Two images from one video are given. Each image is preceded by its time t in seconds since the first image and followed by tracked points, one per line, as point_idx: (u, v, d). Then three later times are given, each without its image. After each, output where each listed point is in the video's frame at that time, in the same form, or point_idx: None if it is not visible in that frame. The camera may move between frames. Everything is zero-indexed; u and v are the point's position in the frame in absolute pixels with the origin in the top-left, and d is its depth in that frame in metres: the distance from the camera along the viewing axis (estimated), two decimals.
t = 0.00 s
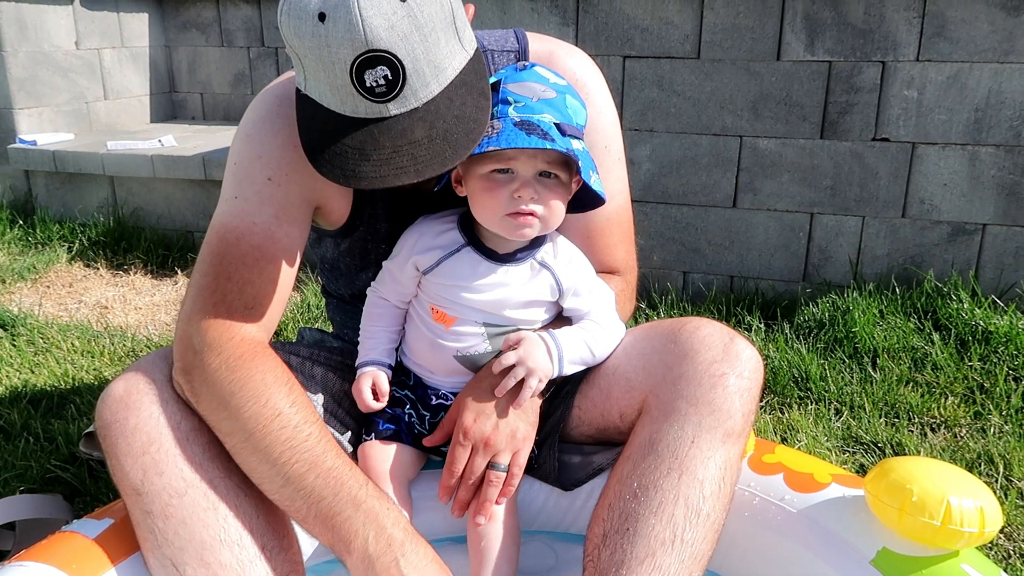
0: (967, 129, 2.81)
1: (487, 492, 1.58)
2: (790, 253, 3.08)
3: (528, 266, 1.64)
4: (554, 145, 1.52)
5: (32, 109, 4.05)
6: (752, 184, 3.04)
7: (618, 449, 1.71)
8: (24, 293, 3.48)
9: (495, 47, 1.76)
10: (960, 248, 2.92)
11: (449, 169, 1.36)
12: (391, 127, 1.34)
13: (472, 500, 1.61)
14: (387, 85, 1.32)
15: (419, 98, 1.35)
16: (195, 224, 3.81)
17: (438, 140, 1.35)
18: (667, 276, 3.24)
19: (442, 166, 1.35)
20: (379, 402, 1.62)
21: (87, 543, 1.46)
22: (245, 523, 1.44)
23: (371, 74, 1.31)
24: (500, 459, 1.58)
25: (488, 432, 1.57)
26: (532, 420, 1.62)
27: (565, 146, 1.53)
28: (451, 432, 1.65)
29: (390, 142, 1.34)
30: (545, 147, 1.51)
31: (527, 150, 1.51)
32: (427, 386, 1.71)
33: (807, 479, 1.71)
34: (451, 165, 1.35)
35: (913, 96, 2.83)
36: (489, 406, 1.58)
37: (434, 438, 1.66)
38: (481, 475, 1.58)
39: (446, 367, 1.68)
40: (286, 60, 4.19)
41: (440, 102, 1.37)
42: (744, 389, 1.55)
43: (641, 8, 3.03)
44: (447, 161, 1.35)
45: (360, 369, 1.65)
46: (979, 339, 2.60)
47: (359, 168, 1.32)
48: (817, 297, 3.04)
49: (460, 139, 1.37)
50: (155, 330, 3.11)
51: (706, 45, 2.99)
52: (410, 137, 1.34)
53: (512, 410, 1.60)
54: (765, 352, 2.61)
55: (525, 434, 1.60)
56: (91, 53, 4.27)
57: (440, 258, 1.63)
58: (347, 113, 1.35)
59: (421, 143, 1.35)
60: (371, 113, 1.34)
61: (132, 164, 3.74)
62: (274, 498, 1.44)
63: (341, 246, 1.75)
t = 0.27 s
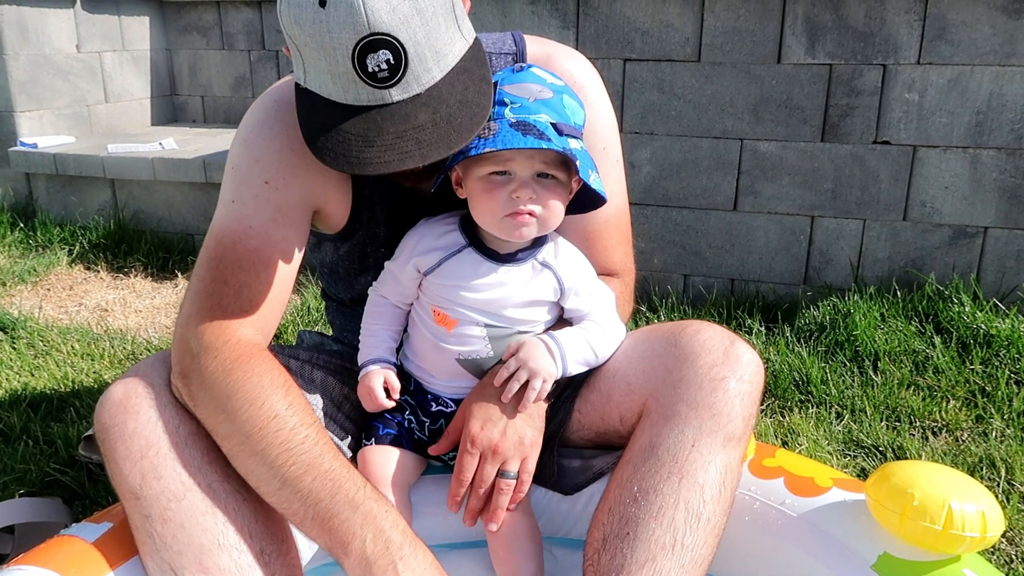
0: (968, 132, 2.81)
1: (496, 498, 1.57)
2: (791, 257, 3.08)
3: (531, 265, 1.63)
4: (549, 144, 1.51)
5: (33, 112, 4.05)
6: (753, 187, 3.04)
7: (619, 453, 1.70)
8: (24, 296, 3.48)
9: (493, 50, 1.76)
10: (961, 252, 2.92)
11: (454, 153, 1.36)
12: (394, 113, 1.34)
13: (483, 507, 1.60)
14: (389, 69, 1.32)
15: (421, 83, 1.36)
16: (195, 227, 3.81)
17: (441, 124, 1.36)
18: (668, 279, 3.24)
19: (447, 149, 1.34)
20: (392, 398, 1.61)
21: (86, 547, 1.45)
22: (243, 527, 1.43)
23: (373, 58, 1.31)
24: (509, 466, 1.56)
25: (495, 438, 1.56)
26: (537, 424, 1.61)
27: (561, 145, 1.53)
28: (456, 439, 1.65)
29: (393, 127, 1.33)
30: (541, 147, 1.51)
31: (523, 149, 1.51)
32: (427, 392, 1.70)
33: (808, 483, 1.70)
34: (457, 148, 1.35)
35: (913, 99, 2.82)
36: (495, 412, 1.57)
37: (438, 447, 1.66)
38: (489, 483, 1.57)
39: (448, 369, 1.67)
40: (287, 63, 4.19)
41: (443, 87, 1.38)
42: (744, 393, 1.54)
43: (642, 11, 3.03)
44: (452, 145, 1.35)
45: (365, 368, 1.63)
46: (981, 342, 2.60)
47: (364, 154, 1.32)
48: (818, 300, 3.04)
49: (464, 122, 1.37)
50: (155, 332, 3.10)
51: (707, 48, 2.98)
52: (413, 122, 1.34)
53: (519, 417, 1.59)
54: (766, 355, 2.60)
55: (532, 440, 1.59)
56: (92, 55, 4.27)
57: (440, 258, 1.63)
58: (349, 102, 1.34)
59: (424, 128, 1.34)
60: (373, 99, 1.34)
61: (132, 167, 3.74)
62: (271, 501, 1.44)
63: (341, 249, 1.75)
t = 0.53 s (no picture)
0: (968, 133, 2.80)
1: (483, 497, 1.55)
2: (791, 258, 3.07)
3: (531, 262, 1.63)
4: (541, 147, 1.51)
5: (33, 113, 4.04)
6: (753, 188, 3.04)
7: (618, 454, 1.70)
8: (23, 297, 3.47)
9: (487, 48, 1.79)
10: (962, 253, 2.91)
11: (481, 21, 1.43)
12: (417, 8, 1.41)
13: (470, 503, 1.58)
14: None
15: None
16: (195, 227, 3.81)
17: None
18: (668, 280, 3.23)
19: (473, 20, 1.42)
20: (397, 399, 1.61)
21: (84, 549, 1.45)
22: (243, 530, 1.43)
23: None
24: (501, 464, 1.56)
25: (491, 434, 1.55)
26: (532, 427, 1.60)
27: (553, 147, 1.53)
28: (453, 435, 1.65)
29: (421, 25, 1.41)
30: (532, 150, 1.51)
31: (514, 153, 1.52)
32: (427, 393, 1.70)
33: (808, 484, 1.69)
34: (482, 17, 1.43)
35: (913, 100, 2.82)
36: (493, 407, 1.57)
37: (433, 443, 1.65)
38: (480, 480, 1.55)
39: (449, 368, 1.67)
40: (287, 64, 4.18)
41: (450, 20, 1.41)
42: (744, 394, 1.54)
43: (642, 12, 3.03)
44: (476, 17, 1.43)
45: (370, 370, 1.63)
46: (981, 344, 2.59)
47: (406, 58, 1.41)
48: (818, 301, 3.04)
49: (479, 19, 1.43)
50: (154, 333, 3.10)
51: (706, 49, 2.98)
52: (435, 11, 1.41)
53: (516, 416, 1.58)
54: (766, 356, 2.60)
55: (528, 439, 1.58)
56: (91, 56, 4.27)
57: (440, 258, 1.63)
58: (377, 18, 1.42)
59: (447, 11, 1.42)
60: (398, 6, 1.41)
61: (132, 168, 3.74)
62: (272, 505, 1.44)
63: (340, 251, 1.75)
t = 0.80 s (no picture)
0: (968, 133, 2.80)
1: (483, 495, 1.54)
2: (791, 258, 3.07)
3: (532, 264, 1.62)
4: (538, 153, 1.51)
5: (31, 112, 4.04)
6: (753, 188, 3.04)
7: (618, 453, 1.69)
8: (22, 297, 3.47)
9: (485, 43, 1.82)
10: (962, 253, 2.91)
11: None
12: None
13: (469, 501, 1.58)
14: None
15: None
16: (194, 227, 3.80)
17: None
18: (668, 280, 3.23)
19: None
20: (399, 405, 1.61)
21: (83, 548, 1.44)
22: (240, 529, 1.42)
23: None
24: (502, 464, 1.55)
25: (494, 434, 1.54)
26: (534, 427, 1.59)
27: (551, 153, 1.52)
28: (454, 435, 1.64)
29: None
30: (529, 156, 1.50)
31: (512, 157, 1.51)
32: (429, 392, 1.69)
33: (809, 484, 1.69)
34: None
35: (913, 100, 2.82)
36: (496, 406, 1.56)
37: (434, 443, 1.64)
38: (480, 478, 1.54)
39: (451, 370, 1.67)
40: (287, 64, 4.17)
41: None
42: (744, 393, 1.54)
43: (642, 12, 3.03)
44: None
45: (371, 374, 1.62)
46: (981, 344, 2.59)
47: None
48: (818, 301, 3.04)
49: None
50: (153, 333, 3.10)
51: (706, 49, 2.98)
52: None
53: (518, 416, 1.57)
54: (766, 356, 2.60)
55: (529, 440, 1.57)
56: (90, 56, 4.27)
57: (441, 261, 1.63)
58: None
59: None
60: None
61: (131, 168, 3.74)
62: (264, 503, 1.42)
63: (341, 249, 1.75)
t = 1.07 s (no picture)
0: (970, 134, 2.80)
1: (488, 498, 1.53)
2: (792, 259, 3.07)
3: (529, 271, 1.61)
4: (523, 164, 1.50)
5: (31, 113, 4.04)
6: (753, 189, 3.03)
7: (619, 455, 1.69)
8: (21, 298, 3.46)
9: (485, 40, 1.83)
10: (963, 254, 2.91)
11: None
12: None
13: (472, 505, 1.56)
14: None
15: None
16: (194, 228, 3.80)
17: None
18: (669, 281, 3.23)
19: None
20: (396, 411, 1.60)
21: (82, 550, 1.44)
22: (239, 530, 1.42)
23: None
24: (507, 466, 1.54)
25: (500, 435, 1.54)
26: (536, 430, 1.59)
27: (537, 163, 1.51)
28: (455, 439, 1.62)
29: None
30: (514, 168, 1.50)
31: (498, 169, 1.51)
32: (428, 393, 1.68)
33: (810, 486, 1.68)
34: None
35: (915, 101, 2.81)
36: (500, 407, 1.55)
37: (434, 450, 1.62)
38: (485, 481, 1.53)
39: (449, 376, 1.67)
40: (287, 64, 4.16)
41: None
42: (744, 394, 1.53)
43: (642, 12, 3.02)
44: None
45: (368, 379, 1.62)
46: (983, 345, 2.58)
47: None
48: (819, 302, 3.03)
49: None
50: (153, 334, 3.09)
51: (707, 49, 2.97)
52: None
53: (522, 418, 1.57)
54: (767, 357, 2.59)
55: (533, 443, 1.57)
56: (90, 56, 4.27)
57: (439, 267, 1.62)
58: None
59: None
60: None
61: (131, 169, 3.74)
62: (261, 502, 1.41)
63: (340, 249, 1.74)
